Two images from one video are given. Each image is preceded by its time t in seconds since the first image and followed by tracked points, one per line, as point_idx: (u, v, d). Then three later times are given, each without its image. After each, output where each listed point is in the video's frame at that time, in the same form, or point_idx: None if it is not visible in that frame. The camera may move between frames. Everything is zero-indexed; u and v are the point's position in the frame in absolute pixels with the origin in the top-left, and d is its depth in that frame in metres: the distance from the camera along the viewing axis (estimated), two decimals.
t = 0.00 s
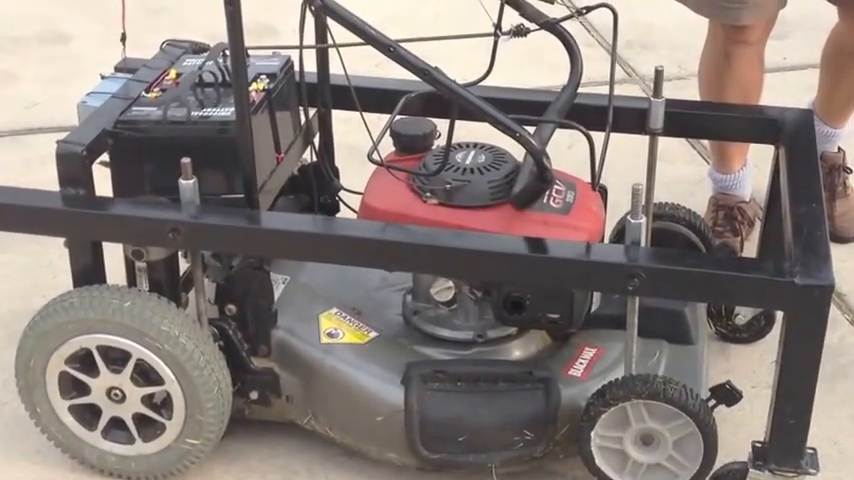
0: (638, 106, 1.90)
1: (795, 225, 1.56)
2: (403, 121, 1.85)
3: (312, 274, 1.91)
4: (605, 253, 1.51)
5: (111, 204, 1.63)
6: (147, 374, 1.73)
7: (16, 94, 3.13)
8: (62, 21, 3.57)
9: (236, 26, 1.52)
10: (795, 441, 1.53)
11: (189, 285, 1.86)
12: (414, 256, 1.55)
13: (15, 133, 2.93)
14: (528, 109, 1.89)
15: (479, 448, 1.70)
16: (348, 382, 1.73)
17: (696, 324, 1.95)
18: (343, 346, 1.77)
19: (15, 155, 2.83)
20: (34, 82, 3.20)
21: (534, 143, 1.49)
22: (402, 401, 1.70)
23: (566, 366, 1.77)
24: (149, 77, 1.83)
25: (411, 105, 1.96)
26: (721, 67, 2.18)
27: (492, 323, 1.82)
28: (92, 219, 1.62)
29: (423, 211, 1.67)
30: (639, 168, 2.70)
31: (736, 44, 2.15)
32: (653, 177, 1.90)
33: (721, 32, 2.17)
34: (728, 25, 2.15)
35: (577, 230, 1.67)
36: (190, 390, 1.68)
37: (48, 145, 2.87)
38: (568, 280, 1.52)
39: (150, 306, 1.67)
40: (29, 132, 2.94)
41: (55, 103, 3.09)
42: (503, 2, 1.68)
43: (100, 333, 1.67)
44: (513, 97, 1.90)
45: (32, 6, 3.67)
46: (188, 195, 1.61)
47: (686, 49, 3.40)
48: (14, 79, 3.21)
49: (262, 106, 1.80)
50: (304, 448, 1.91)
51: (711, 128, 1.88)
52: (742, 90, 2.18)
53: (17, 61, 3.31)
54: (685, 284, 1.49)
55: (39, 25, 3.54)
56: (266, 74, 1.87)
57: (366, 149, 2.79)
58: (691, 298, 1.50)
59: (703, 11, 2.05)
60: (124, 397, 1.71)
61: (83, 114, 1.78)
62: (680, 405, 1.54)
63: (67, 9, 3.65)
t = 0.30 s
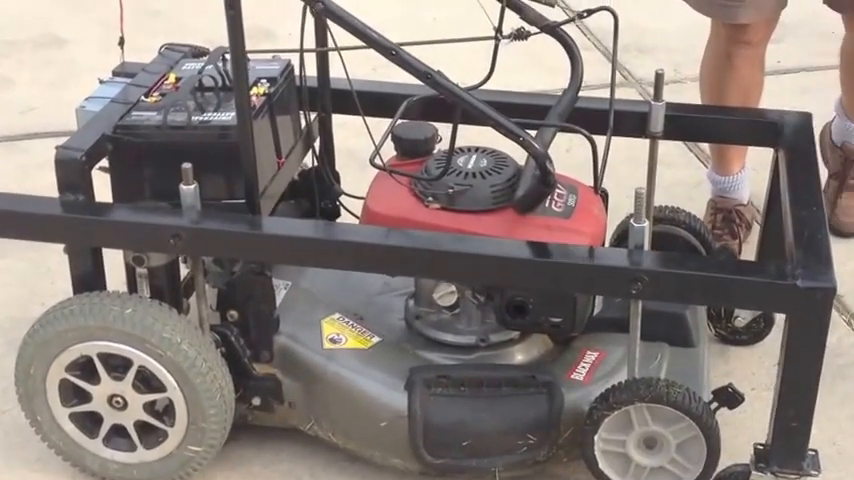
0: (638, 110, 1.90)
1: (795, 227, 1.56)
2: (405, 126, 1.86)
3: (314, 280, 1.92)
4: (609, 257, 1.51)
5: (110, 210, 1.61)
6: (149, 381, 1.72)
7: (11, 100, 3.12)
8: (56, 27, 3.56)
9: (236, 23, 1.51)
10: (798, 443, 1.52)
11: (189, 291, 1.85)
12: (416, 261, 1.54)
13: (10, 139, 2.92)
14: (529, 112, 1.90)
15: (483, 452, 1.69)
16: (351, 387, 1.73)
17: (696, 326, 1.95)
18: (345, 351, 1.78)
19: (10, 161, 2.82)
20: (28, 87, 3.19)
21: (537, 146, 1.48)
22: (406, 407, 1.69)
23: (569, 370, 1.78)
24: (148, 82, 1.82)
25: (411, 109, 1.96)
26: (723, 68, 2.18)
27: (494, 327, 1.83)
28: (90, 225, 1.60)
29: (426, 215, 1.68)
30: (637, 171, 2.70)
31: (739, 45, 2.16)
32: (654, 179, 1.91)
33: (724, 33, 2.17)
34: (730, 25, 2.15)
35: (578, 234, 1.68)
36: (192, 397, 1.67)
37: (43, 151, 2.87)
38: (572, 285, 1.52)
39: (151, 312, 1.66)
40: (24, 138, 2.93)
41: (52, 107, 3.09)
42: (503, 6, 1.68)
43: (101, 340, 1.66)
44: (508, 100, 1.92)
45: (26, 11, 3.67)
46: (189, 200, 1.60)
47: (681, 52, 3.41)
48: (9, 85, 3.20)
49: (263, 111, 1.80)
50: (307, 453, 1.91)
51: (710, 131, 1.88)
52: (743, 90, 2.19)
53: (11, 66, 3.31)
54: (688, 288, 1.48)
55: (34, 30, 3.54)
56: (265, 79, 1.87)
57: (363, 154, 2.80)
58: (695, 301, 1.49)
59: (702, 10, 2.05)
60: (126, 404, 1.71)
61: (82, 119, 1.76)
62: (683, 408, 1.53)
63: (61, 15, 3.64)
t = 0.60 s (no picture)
0: (639, 112, 1.89)
1: (798, 228, 1.55)
2: (407, 129, 1.86)
3: (316, 284, 1.93)
4: (613, 262, 1.50)
5: (109, 216, 1.60)
6: (151, 388, 1.71)
7: (6, 101, 3.12)
8: (51, 26, 3.55)
9: (237, 29, 1.50)
10: (802, 444, 1.52)
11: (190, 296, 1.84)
12: (420, 266, 1.54)
13: (6, 141, 2.92)
14: (530, 113, 1.90)
15: (488, 456, 1.69)
16: (355, 392, 1.74)
17: (698, 326, 1.95)
18: (349, 355, 1.78)
19: (7, 163, 2.82)
20: (24, 87, 3.19)
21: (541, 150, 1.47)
22: (410, 412, 1.71)
23: (573, 372, 1.78)
24: (147, 85, 1.81)
25: (412, 112, 1.96)
26: (732, 62, 2.18)
27: (497, 330, 1.82)
28: (90, 232, 1.59)
29: (429, 219, 1.70)
30: (636, 170, 2.70)
31: (748, 39, 2.16)
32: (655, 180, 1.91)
33: (736, 24, 2.17)
34: (742, 16, 2.15)
35: (581, 236, 1.69)
36: (196, 404, 1.67)
37: (40, 153, 2.86)
38: (576, 289, 1.51)
39: (153, 319, 1.65)
40: (20, 139, 2.93)
41: (48, 108, 3.08)
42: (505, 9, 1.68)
43: (102, 348, 1.64)
44: (502, 101, 1.92)
45: (21, 10, 3.66)
46: (190, 206, 1.59)
47: (678, 49, 3.41)
48: (4, 85, 3.19)
49: (264, 114, 1.80)
50: (310, 456, 1.91)
51: (711, 131, 1.88)
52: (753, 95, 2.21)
53: (6, 66, 3.30)
54: (693, 291, 1.48)
55: (29, 29, 3.53)
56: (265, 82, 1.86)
57: (361, 153, 2.79)
58: (700, 305, 1.49)
59: None
60: (128, 411, 1.70)
61: (81, 124, 1.75)
62: (688, 411, 1.52)
63: (55, 14, 3.63)
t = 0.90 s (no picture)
0: (639, 112, 1.88)
1: (804, 230, 1.55)
2: (408, 131, 1.86)
3: (318, 286, 1.92)
4: (619, 267, 1.50)
5: (112, 222, 1.59)
6: (156, 393, 1.70)
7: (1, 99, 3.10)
8: (45, 22, 3.54)
9: (242, 36, 1.49)
10: (810, 446, 1.52)
11: (194, 301, 1.83)
12: (426, 271, 1.54)
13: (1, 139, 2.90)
14: (531, 114, 1.90)
15: (494, 458, 1.69)
16: (360, 396, 1.74)
17: (701, 326, 1.95)
18: (353, 358, 1.78)
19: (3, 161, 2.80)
20: (19, 85, 3.17)
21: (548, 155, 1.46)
22: (416, 414, 1.70)
23: (578, 374, 1.78)
24: (148, 89, 1.80)
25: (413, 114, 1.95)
26: (739, 36, 2.24)
27: (501, 331, 1.82)
28: (93, 238, 1.58)
29: (434, 222, 1.69)
30: (635, 166, 2.69)
31: (755, 13, 2.21)
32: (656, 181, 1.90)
33: None
34: None
35: (585, 238, 1.68)
36: (202, 410, 1.66)
37: (36, 151, 2.85)
38: (582, 293, 1.51)
39: (158, 326, 1.64)
40: (16, 137, 2.91)
41: (43, 106, 3.06)
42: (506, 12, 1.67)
43: (107, 354, 1.64)
44: (503, 102, 1.91)
45: (14, 7, 3.65)
46: (194, 211, 1.58)
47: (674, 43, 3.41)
48: None
49: (266, 118, 1.79)
50: (314, 458, 1.91)
51: (712, 131, 1.87)
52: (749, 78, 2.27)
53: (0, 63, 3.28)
54: (701, 295, 1.48)
55: (22, 26, 3.52)
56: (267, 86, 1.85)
57: (358, 151, 2.79)
58: (708, 310, 1.49)
59: None
60: (132, 416, 1.68)
61: (82, 130, 1.74)
62: (696, 414, 1.52)
63: (49, 11, 3.62)
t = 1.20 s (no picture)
0: (641, 108, 1.88)
1: (809, 226, 1.55)
2: (410, 129, 1.85)
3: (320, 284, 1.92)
4: (625, 266, 1.50)
5: (116, 224, 1.59)
6: (161, 394, 1.70)
7: None
8: (37, 19, 3.52)
9: (247, 37, 1.48)
10: (817, 442, 1.52)
11: (196, 301, 1.83)
12: (432, 271, 1.54)
13: None
14: (532, 111, 1.89)
15: (500, 456, 1.70)
16: (365, 395, 1.74)
17: (703, 321, 1.95)
18: (358, 358, 1.78)
19: None
20: (11, 82, 3.16)
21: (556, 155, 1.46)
22: (422, 414, 1.70)
23: (581, 370, 1.78)
24: (149, 90, 1.79)
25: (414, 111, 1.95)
26: None
27: (504, 329, 1.83)
28: (98, 241, 1.57)
29: (438, 220, 1.70)
30: (632, 160, 2.70)
31: None
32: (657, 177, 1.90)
33: None
34: None
35: (589, 236, 1.68)
36: (208, 411, 1.66)
37: (31, 148, 2.84)
38: (589, 292, 1.51)
39: (162, 328, 1.63)
40: (11, 134, 2.90)
41: (37, 103, 3.05)
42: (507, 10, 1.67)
43: (112, 356, 1.63)
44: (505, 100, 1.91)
45: (5, 3, 3.63)
46: (199, 213, 1.57)
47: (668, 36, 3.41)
48: None
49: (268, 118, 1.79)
50: (319, 457, 1.90)
51: (713, 127, 1.87)
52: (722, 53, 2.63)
53: None
54: (707, 294, 1.48)
55: (14, 22, 3.50)
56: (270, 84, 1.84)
57: (355, 147, 2.78)
58: (715, 307, 1.49)
59: None
60: (138, 418, 1.68)
61: (83, 132, 1.73)
62: (703, 411, 1.53)
63: (41, 7, 3.61)
